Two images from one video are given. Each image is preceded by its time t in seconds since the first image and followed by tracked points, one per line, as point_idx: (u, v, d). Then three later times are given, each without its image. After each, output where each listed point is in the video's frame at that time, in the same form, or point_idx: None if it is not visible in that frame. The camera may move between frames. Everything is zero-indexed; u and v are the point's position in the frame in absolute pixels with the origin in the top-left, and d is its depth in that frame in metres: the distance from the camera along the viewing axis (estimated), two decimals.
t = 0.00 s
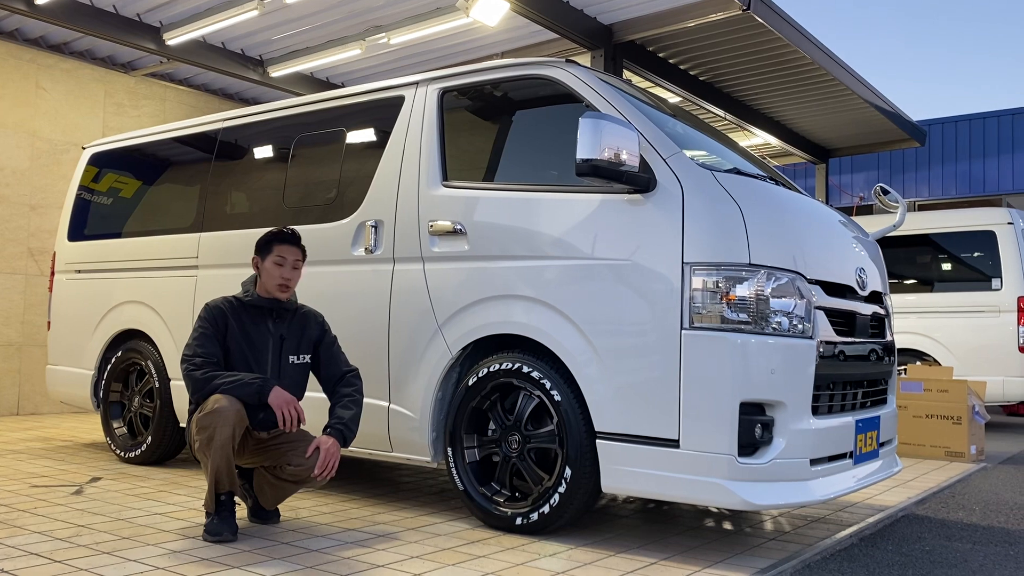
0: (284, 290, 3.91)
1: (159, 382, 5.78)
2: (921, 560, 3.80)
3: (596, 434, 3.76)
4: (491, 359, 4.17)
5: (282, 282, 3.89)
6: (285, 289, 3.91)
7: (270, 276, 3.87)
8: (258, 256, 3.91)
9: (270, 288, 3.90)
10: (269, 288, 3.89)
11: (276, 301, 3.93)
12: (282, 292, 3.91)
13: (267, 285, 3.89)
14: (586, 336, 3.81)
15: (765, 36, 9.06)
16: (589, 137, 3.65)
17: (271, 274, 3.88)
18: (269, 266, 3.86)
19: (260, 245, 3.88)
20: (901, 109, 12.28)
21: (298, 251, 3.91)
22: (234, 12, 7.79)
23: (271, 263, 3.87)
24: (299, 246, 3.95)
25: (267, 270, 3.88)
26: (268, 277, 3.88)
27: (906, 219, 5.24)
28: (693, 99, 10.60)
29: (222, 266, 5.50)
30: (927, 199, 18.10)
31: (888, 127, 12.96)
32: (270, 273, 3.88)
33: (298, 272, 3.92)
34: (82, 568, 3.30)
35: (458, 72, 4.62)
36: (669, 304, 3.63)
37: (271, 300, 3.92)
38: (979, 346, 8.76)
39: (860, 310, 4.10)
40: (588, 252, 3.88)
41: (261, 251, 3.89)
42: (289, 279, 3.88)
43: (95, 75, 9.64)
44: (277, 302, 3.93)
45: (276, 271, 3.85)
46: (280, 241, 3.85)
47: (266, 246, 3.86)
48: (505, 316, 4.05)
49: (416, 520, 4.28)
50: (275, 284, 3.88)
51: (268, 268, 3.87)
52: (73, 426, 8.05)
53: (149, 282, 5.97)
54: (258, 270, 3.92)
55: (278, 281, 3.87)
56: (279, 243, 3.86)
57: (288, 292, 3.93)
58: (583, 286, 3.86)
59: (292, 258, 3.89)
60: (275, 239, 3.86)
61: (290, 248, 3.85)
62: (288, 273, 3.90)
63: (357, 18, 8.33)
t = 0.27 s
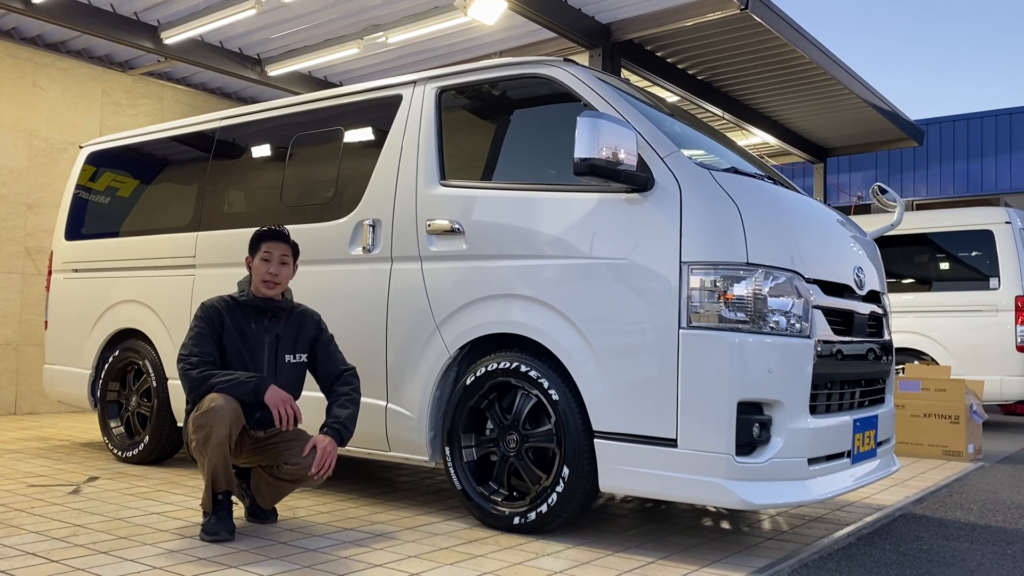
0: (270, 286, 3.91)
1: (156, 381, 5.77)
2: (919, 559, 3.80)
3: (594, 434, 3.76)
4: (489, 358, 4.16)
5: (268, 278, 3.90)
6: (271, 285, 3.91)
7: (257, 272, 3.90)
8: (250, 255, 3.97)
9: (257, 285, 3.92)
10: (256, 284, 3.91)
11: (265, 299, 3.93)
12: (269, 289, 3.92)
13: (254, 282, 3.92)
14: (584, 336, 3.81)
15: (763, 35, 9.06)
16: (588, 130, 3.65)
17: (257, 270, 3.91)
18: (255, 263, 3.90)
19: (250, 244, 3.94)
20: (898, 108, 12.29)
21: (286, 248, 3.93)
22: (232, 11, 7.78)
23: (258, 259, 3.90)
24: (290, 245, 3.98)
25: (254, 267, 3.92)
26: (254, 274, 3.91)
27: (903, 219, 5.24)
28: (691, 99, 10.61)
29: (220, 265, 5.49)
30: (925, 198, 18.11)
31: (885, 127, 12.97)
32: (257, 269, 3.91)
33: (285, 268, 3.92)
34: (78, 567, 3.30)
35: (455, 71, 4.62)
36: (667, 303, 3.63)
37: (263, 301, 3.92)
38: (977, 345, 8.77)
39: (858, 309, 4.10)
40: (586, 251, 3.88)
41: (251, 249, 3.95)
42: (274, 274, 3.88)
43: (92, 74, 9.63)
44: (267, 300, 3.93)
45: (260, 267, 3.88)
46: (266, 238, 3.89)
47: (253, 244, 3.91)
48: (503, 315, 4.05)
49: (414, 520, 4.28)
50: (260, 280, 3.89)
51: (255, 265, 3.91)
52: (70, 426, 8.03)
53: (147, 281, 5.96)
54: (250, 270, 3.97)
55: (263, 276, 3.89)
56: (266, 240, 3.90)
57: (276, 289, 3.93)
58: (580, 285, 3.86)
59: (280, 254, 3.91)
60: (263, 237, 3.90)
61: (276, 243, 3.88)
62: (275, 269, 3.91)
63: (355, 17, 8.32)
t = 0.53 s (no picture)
0: (268, 285, 3.90)
1: (155, 380, 5.77)
2: (919, 558, 3.80)
3: (593, 432, 3.76)
4: (488, 356, 4.16)
5: (266, 277, 3.89)
6: (269, 284, 3.90)
7: (254, 272, 3.89)
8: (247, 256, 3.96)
9: (255, 284, 3.90)
10: (254, 284, 3.90)
11: (263, 299, 3.92)
12: (267, 288, 3.90)
13: (252, 281, 3.91)
14: (583, 334, 3.81)
15: (763, 35, 9.06)
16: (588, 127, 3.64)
17: (254, 270, 3.90)
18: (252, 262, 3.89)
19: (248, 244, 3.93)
20: (897, 107, 12.30)
21: (283, 247, 3.91)
22: (230, 9, 7.77)
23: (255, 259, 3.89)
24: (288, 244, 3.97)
25: (252, 267, 3.91)
26: (252, 274, 3.90)
27: (902, 217, 5.24)
28: (690, 98, 10.61)
29: (218, 264, 5.49)
30: (923, 197, 18.11)
31: (884, 126, 12.98)
32: (254, 268, 3.90)
33: (283, 267, 3.91)
34: (78, 566, 3.29)
35: (455, 70, 4.61)
36: (666, 302, 3.63)
37: (261, 299, 3.92)
38: (975, 344, 8.77)
39: (857, 308, 4.10)
40: (585, 249, 3.88)
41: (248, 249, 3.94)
42: (271, 273, 3.87)
43: (91, 73, 9.62)
44: (265, 299, 3.92)
45: (257, 266, 3.87)
46: (263, 237, 3.88)
47: (250, 244, 3.90)
48: (503, 314, 4.05)
49: (413, 518, 4.28)
50: (258, 279, 3.88)
51: (252, 264, 3.90)
52: (68, 425, 8.02)
53: (145, 280, 5.95)
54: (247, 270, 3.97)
55: (260, 276, 3.88)
56: (263, 239, 3.90)
57: (274, 288, 3.92)
58: (579, 284, 3.86)
59: (277, 253, 3.91)
60: (260, 236, 3.89)
61: (273, 243, 3.86)
62: (272, 268, 3.90)
63: (354, 16, 8.31)
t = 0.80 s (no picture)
0: (267, 284, 3.90)
1: (154, 379, 5.77)
2: (918, 557, 3.79)
3: (592, 431, 3.75)
4: (487, 356, 4.16)
5: (264, 276, 3.89)
6: (268, 283, 3.89)
7: (252, 271, 3.88)
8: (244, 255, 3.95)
9: (254, 283, 3.90)
10: (252, 283, 3.89)
11: (262, 297, 3.91)
12: (266, 287, 3.89)
13: (251, 281, 3.90)
14: (582, 333, 3.81)
15: (762, 34, 9.06)
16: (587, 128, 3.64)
17: (252, 269, 3.89)
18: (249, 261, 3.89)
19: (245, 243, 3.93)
20: (895, 106, 12.30)
21: (281, 245, 3.91)
22: (229, 8, 7.76)
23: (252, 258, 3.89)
24: (285, 243, 3.97)
25: (250, 266, 3.90)
26: (250, 273, 3.89)
27: (901, 216, 5.23)
28: (688, 97, 10.61)
29: (217, 263, 5.48)
30: (922, 196, 18.10)
31: (883, 125, 12.98)
32: (252, 268, 3.90)
33: (280, 265, 3.90)
34: (76, 565, 3.29)
35: (454, 68, 4.61)
36: (666, 301, 3.62)
37: (260, 298, 3.92)
38: (974, 343, 8.77)
39: (856, 307, 4.10)
40: (584, 248, 3.87)
41: (245, 248, 3.93)
42: (269, 271, 3.87)
43: (90, 71, 9.61)
44: (263, 299, 3.92)
45: (255, 265, 3.86)
46: (259, 236, 3.87)
47: (247, 243, 3.89)
48: (502, 313, 4.04)
49: (412, 517, 4.27)
50: (257, 278, 3.88)
51: (250, 264, 3.89)
52: (67, 424, 8.01)
53: (144, 279, 5.95)
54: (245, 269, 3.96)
55: (259, 274, 3.88)
56: (260, 238, 3.89)
57: (273, 286, 3.91)
58: (578, 283, 3.85)
59: (274, 251, 3.90)
60: (257, 235, 3.89)
61: (270, 241, 3.85)
62: (270, 266, 3.89)
63: (353, 15, 8.30)
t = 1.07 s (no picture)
0: (268, 281, 3.89)
1: (153, 378, 5.76)
2: (917, 556, 3.79)
3: (592, 430, 3.75)
4: (487, 354, 4.16)
5: (265, 274, 3.88)
6: (268, 280, 3.88)
7: (252, 269, 3.88)
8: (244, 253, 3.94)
9: (254, 281, 3.89)
10: (253, 280, 3.89)
11: (263, 294, 3.90)
12: (267, 284, 3.89)
13: (251, 278, 3.90)
14: (582, 332, 3.80)
15: (761, 32, 9.06)
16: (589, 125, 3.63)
17: (253, 266, 3.88)
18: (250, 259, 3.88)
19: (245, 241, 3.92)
20: (894, 104, 12.30)
21: (280, 242, 3.91)
22: (228, 6, 7.75)
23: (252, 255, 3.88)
24: (284, 241, 3.96)
25: (250, 264, 3.89)
26: (250, 270, 3.88)
27: (901, 215, 5.23)
28: (688, 95, 10.60)
29: (216, 262, 5.48)
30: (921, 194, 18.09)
31: (882, 124, 12.98)
32: (252, 265, 3.89)
33: (281, 261, 3.89)
34: (75, 564, 3.28)
35: (454, 67, 4.60)
36: (666, 299, 3.62)
37: (260, 296, 3.91)
38: (973, 342, 8.78)
39: (856, 306, 4.09)
40: (584, 247, 3.87)
41: (245, 246, 3.92)
42: (270, 268, 3.86)
43: (89, 70, 9.59)
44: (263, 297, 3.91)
45: (256, 262, 3.86)
46: (259, 234, 3.86)
47: (247, 240, 3.89)
48: (501, 312, 4.04)
49: (412, 516, 4.27)
50: (258, 276, 3.87)
51: (250, 261, 3.89)
52: (66, 422, 8.01)
53: (143, 277, 5.94)
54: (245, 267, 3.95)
55: (260, 271, 3.87)
56: (259, 235, 3.88)
57: (274, 283, 3.90)
58: (578, 281, 3.85)
59: (274, 248, 3.89)
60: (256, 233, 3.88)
61: (270, 238, 3.85)
62: (270, 263, 3.89)
63: (353, 13, 8.29)
